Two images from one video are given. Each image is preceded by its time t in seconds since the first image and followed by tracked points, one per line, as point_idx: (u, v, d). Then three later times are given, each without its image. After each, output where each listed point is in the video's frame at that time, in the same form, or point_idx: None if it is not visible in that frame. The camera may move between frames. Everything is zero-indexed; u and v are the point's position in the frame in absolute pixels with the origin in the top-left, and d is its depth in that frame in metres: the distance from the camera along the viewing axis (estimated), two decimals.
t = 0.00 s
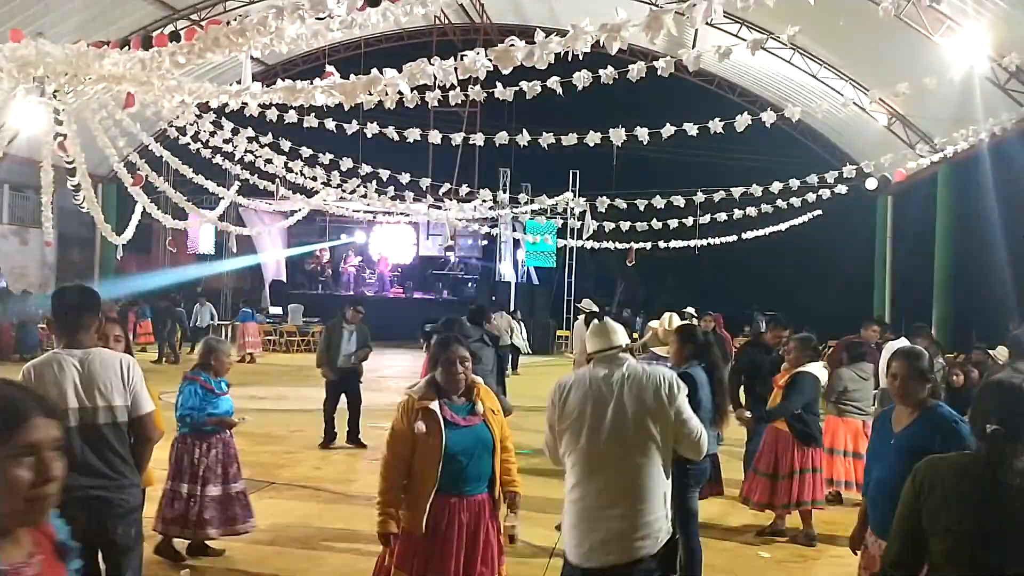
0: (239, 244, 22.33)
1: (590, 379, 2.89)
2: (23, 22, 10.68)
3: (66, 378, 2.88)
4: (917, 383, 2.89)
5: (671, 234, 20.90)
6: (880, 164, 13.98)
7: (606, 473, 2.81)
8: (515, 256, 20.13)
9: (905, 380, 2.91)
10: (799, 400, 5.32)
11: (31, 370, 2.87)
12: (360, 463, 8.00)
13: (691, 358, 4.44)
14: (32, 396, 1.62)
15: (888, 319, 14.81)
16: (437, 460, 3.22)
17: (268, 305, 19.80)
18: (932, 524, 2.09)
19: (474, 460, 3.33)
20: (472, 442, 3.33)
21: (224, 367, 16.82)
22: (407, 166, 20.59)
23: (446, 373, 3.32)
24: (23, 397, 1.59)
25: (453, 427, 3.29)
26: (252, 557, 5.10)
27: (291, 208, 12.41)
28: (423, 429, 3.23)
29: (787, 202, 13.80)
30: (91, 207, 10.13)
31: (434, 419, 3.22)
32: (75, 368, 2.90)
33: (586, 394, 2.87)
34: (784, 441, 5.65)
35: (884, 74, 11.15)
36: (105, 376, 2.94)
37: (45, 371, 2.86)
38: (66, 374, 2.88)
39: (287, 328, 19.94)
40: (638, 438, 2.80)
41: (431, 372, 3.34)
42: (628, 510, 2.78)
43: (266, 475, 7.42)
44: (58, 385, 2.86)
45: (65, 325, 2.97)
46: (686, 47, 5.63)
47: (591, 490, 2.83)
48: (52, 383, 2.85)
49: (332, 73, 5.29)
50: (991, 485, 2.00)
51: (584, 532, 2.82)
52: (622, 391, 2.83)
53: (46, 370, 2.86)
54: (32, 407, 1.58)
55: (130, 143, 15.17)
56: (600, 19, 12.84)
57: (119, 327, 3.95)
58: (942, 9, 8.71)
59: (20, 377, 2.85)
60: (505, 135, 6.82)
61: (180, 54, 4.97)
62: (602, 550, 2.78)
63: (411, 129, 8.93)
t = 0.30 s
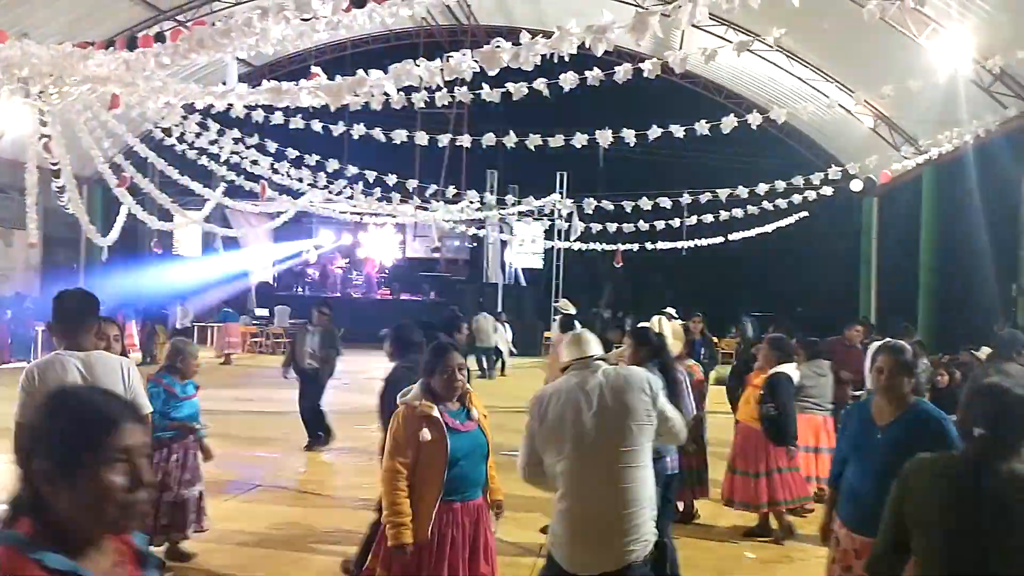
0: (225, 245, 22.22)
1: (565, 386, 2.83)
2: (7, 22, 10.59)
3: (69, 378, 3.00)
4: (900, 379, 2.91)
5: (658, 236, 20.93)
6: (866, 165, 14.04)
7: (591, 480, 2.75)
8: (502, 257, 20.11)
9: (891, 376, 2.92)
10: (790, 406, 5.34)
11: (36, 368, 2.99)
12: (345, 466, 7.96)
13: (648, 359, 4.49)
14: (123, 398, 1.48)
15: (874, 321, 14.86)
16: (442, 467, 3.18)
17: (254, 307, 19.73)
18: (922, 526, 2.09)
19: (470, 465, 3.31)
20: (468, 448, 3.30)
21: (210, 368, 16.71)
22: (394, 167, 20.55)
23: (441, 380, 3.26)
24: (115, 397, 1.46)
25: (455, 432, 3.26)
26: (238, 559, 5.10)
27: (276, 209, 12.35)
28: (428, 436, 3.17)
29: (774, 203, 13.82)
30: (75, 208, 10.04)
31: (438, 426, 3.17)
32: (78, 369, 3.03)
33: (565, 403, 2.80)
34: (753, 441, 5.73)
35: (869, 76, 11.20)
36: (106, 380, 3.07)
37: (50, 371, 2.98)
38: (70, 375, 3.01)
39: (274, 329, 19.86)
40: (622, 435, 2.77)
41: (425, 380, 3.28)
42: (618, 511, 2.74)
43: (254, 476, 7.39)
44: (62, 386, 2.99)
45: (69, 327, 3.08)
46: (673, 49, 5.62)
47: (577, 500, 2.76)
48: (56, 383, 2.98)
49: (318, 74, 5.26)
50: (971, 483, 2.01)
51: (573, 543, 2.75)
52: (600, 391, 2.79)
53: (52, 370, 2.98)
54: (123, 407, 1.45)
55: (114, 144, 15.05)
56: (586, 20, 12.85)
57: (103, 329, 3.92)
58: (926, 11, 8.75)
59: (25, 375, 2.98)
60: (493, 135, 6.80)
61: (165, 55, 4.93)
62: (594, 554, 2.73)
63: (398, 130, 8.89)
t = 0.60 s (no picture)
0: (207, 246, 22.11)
1: (508, 375, 2.66)
2: None
3: (85, 376, 3.16)
4: (870, 382, 2.99)
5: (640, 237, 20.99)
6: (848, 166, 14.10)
7: (535, 466, 2.60)
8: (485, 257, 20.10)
9: (863, 380, 2.99)
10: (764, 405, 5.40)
11: (54, 366, 3.14)
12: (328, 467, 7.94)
13: (604, 354, 4.63)
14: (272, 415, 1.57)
15: (855, 321, 14.94)
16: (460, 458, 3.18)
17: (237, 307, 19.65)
18: (880, 520, 2.21)
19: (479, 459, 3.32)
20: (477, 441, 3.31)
21: (191, 369, 16.62)
22: (377, 167, 20.52)
23: (451, 377, 3.20)
24: (269, 416, 1.54)
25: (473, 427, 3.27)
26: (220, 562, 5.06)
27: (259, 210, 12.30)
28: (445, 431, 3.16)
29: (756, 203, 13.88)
30: (56, 208, 9.98)
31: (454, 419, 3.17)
32: (95, 368, 3.18)
33: (508, 391, 2.63)
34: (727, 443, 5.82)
35: (849, 77, 11.28)
36: (120, 380, 3.22)
37: (68, 368, 3.14)
38: (86, 373, 3.16)
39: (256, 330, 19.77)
40: (567, 427, 2.64)
41: (436, 376, 3.21)
42: (565, 507, 2.58)
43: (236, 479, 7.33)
44: (78, 383, 3.14)
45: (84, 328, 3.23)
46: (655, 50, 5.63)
47: (520, 494, 2.61)
48: (73, 380, 3.14)
49: (300, 73, 5.25)
50: (921, 474, 2.13)
51: (516, 539, 2.60)
52: (546, 376, 2.67)
53: (68, 367, 3.14)
54: (279, 424, 1.53)
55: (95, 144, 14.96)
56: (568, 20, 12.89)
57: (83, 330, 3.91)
58: (907, 13, 8.80)
59: (43, 372, 3.13)
60: (476, 135, 6.78)
61: (145, 54, 4.92)
62: (537, 542, 2.57)
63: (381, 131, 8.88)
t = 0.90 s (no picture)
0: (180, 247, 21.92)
1: (476, 367, 3.14)
2: None
3: (65, 376, 3.24)
4: (819, 377, 3.11)
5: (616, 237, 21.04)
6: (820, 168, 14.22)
7: (499, 452, 3.03)
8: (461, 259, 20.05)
9: (813, 377, 3.10)
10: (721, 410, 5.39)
11: (37, 365, 3.22)
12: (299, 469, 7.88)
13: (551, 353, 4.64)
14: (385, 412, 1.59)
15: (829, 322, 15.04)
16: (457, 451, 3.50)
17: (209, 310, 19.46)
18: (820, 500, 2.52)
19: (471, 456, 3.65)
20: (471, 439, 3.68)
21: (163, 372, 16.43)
22: (352, 167, 20.45)
23: (442, 374, 3.65)
24: (384, 411, 1.55)
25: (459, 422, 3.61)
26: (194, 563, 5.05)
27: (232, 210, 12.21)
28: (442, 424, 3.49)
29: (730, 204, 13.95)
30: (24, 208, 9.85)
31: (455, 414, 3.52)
32: (76, 369, 3.26)
33: (476, 382, 3.09)
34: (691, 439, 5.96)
35: (822, 79, 11.37)
36: (99, 381, 3.30)
37: (49, 368, 3.22)
38: (67, 373, 3.24)
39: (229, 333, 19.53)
40: (530, 419, 3.06)
41: (427, 376, 3.66)
42: (520, 488, 3.01)
43: (209, 480, 7.28)
44: (58, 382, 3.22)
45: (65, 328, 3.29)
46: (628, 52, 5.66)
47: (485, 473, 3.04)
48: (54, 378, 3.22)
49: (274, 73, 5.23)
50: (851, 446, 2.46)
51: (476, 515, 3.03)
52: (512, 370, 3.12)
53: (49, 367, 3.22)
54: (397, 422, 1.54)
55: (66, 144, 14.78)
56: (541, 21, 12.92)
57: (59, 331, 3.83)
58: (878, 15, 8.86)
59: (26, 370, 3.20)
60: (452, 136, 6.78)
61: (117, 53, 4.88)
62: (498, 520, 3.00)
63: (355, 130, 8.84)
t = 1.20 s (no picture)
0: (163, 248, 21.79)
1: (499, 377, 3.96)
2: None
3: (54, 378, 3.25)
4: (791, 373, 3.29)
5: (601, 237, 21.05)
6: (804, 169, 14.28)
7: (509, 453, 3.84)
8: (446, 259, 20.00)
9: (786, 373, 3.28)
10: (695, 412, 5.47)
11: (25, 368, 3.22)
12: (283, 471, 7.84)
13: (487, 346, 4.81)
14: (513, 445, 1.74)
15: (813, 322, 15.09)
16: (420, 463, 3.22)
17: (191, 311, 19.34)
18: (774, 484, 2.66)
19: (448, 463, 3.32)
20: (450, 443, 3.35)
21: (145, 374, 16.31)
22: (336, 167, 20.38)
23: (419, 377, 3.35)
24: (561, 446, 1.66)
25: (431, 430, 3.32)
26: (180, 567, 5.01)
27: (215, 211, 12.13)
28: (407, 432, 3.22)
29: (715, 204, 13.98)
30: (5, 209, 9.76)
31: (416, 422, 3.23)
32: (64, 372, 3.27)
33: (495, 391, 3.91)
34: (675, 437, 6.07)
35: (804, 80, 11.42)
36: (87, 384, 3.31)
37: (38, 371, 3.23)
38: (56, 375, 3.25)
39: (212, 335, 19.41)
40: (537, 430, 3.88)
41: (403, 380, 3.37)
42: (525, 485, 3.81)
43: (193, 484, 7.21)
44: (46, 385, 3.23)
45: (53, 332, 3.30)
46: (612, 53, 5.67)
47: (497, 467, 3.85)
48: (43, 381, 3.23)
49: (257, 73, 5.21)
50: (803, 437, 2.58)
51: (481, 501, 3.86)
52: (531, 386, 3.94)
53: (38, 370, 3.23)
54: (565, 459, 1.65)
55: (47, 145, 14.67)
56: (526, 21, 12.92)
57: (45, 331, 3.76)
58: (861, 16, 8.90)
59: (15, 372, 3.20)
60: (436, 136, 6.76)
61: (98, 53, 4.86)
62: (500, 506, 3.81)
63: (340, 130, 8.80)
